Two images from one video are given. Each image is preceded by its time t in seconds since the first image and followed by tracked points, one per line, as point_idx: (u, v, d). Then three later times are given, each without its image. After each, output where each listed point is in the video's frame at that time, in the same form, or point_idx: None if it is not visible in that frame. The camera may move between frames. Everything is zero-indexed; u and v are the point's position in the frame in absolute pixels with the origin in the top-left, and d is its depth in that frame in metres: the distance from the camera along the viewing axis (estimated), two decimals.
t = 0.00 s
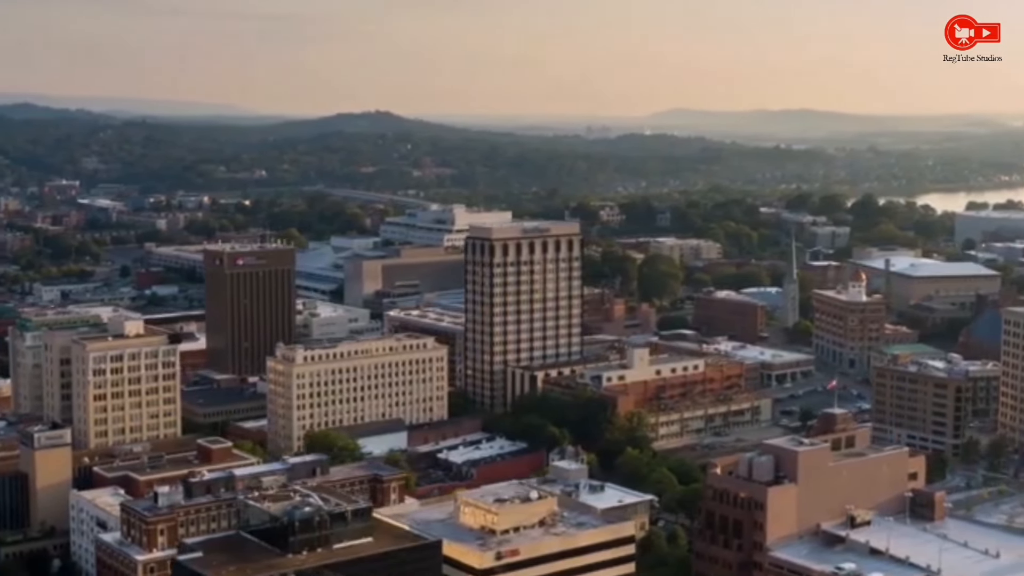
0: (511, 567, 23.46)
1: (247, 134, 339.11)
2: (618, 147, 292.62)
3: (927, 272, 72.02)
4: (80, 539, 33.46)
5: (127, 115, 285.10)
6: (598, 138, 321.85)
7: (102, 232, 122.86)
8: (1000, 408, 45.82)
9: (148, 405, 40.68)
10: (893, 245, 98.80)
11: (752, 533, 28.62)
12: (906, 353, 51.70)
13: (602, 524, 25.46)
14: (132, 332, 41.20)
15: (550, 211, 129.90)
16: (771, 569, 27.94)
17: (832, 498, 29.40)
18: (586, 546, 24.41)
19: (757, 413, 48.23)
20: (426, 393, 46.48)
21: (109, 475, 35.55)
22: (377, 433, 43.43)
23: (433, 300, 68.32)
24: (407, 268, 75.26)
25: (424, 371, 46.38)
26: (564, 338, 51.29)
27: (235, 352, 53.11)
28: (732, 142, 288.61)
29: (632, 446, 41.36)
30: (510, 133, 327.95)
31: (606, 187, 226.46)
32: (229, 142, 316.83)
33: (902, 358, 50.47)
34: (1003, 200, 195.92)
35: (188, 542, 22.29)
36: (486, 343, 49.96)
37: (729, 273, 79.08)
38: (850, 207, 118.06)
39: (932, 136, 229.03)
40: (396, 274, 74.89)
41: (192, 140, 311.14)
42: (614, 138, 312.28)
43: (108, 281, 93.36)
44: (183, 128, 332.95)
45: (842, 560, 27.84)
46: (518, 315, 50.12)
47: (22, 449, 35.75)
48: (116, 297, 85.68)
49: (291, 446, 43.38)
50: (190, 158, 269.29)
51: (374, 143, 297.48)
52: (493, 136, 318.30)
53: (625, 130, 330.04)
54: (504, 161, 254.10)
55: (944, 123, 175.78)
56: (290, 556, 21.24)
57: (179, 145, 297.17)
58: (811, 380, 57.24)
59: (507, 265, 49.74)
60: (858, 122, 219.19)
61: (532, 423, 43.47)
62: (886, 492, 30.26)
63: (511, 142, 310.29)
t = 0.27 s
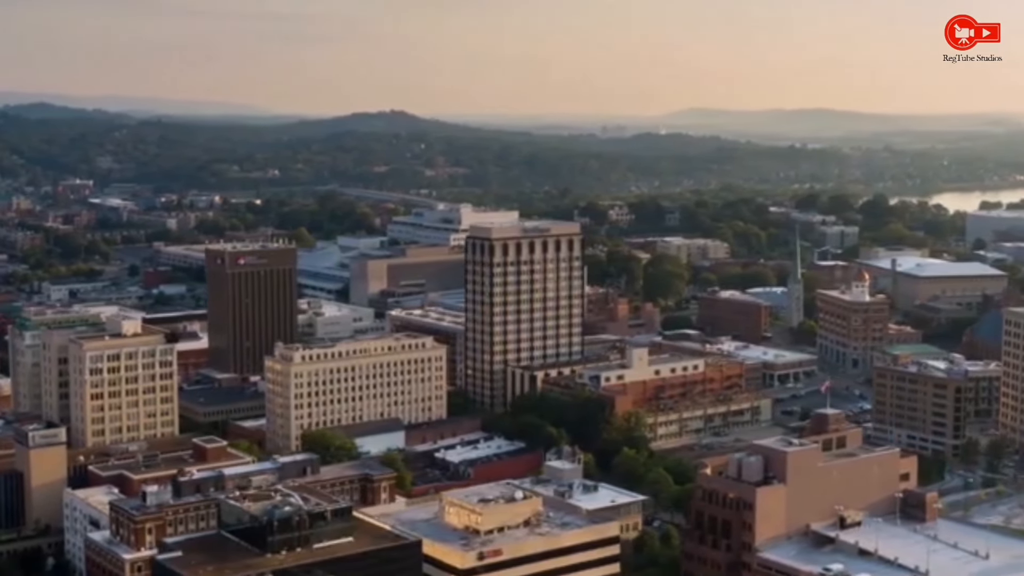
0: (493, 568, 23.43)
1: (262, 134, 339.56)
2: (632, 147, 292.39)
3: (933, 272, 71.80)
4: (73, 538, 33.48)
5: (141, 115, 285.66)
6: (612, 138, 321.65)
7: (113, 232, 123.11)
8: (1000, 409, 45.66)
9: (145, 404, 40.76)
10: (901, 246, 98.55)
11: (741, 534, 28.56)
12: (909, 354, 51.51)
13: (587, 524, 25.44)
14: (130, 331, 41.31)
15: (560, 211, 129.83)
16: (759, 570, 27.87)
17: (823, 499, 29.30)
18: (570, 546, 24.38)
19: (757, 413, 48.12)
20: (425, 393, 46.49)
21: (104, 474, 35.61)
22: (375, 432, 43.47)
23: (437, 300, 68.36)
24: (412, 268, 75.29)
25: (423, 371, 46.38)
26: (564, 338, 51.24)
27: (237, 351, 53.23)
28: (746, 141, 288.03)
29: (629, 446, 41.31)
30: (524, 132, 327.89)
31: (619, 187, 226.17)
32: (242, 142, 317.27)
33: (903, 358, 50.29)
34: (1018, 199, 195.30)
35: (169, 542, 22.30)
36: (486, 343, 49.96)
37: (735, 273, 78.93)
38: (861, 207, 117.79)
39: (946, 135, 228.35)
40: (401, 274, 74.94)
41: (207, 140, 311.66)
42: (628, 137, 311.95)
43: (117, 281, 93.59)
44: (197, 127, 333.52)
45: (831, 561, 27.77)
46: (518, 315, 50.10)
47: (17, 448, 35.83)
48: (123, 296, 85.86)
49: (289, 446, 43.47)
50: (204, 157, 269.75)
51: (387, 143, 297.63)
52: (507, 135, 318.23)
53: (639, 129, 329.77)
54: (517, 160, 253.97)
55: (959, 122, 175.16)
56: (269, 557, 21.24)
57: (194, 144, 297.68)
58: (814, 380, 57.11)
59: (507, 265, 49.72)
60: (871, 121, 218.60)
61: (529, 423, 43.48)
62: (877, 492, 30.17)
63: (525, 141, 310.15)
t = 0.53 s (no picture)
0: (472, 567, 23.39)
1: (277, 133, 340.11)
2: (648, 146, 292.12)
3: (940, 272, 71.54)
4: (65, 536, 33.58)
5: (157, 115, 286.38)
6: (628, 137, 321.31)
7: (126, 231, 123.51)
8: (1001, 409, 45.47)
9: (142, 402, 40.89)
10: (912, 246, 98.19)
11: (728, 534, 28.51)
12: (912, 354, 51.29)
13: (570, 524, 25.42)
14: (127, 330, 41.44)
15: (571, 210, 129.75)
16: (745, 569, 27.83)
17: (812, 500, 29.17)
18: (551, 545, 24.34)
19: (757, 412, 47.98)
20: (424, 391, 46.47)
21: (98, 471, 35.74)
22: (372, 430, 43.49)
23: (442, 299, 68.44)
24: (419, 266, 75.36)
25: (421, 370, 46.37)
26: (565, 337, 51.20)
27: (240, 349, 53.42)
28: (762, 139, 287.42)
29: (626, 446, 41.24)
30: (540, 131, 327.71)
31: (634, 187, 225.84)
32: (259, 141, 317.83)
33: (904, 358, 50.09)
34: None
35: (147, 541, 22.34)
36: (486, 342, 49.96)
37: (742, 272, 78.76)
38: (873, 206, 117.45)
39: (963, 134, 227.41)
40: (408, 273, 75.06)
41: (222, 139, 312.26)
42: (643, 135, 311.48)
43: (126, 279, 93.91)
44: (213, 127, 334.21)
45: (818, 561, 27.67)
46: (519, 314, 50.08)
47: (12, 446, 35.97)
48: (131, 295, 86.16)
49: (286, 444, 43.55)
50: (220, 156, 270.27)
51: (403, 142, 297.82)
52: (523, 135, 318.16)
53: (655, 128, 329.34)
54: (531, 160, 253.82)
55: (975, 121, 174.37)
56: (245, 556, 21.27)
57: (210, 144, 298.28)
58: (816, 380, 56.96)
59: (508, 264, 49.70)
60: (888, 120, 217.86)
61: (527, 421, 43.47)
62: (866, 492, 30.02)
63: (541, 140, 309.99)
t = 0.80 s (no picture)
0: (454, 566, 23.35)
1: (292, 132, 340.68)
2: (661, 145, 291.77)
3: (946, 271, 71.29)
4: (58, 534, 33.60)
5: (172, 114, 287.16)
6: (642, 136, 320.98)
7: (136, 230, 123.84)
8: (1002, 409, 45.29)
9: (140, 400, 40.95)
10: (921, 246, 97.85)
11: (717, 534, 28.43)
12: (913, 355, 51.08)
13: (554, 522, 25.37)
14: (125, 328, 41.56)
15: (581, 210, 129.64)
16: (733, 569, 27.76)
17: (801, 499, 29.08)
18: (535, 544, 24.30)
19: (757, 412, 47.86)
20: (422, 390, 46.47)
21: (93, 470, 35.83)
22: (369, 430, 43.53)
23: (446, 298, 68.47)
24: (424, 265, 75.45)
25: (420, 369, 46.38)
26: (566, 337, 51.16)
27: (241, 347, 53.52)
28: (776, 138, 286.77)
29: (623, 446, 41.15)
30: (554, 130, 327.57)
31: (647, 186, 225.53)
32: (272, 140, 318.25)
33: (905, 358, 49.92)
34: None
35: (128, 538, 22.35)
36: (486, 341, 49.96)
37: (748, 272, 78.59)
38: (883, 205, 117.13)
39: (978, 134, 226.54)
40: (413, 271, 75.13)
41: (237, 138, 312.93)
42: (657, 135, 311.05)
43: (135, 278, 94.18)
44: (227, 125, 334.92)
45: (806, 561, 27.56)
46: (519, 312, 50.06)
47: (8, 444, 36.09)
48: (139, 293, 86.40)
49: (284, 443, 43.61)
50: (233, 155, 270.85)
51: (416, 141, 298.05)
52: (536, 134, 318.13)
53: (670, 127, 328.87)
54: (544, 159, 253.77)
55: (989, 120, 173.63)
56: (225, 553, 21.29)
57: (224, 143, 299.02)
58: (819, 380, 56.80)
59: (507, 262, 49.69)
60: (902, 120, 217.22)
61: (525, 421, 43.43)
62: (857, 492, 29.89)
63: (554, 140, 309.79)
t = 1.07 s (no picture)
0: (433, 565, 23.35)
1: (308, 131, 341.26)
2: (677, 143, 291.22)
3: (953, 271, 71.02)
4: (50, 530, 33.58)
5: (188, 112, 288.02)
6: (658, 134, 320.53)
7: (149, 227, 124.26)
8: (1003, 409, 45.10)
9: (136, 398, 41.01)
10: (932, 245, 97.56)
11: (703, 533, 28.37)
12: (916, 355, 50.88)
13: (536, 521, 25.36)
14: (123, 326, 41.76)
15: (593, 208, 129.54)
16: (719, 568, 27.70)
17: (789, 499, 28.99)
18: (514, 544, 24.25)
19: (757, 411, 47.73)
20: (421, 389, 46.47)
21: (87, 467, 35.90)
22: (367, 428, 43.56)
23: (452, 296, 68.53)
24: (431, 264, 75.59)
25: (418, 368, 46.39)
26: (567, 335, 51.15)
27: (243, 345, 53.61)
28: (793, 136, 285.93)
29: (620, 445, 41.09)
30: (570, 128, 327.35)
31: (663, 185, 225.24)
32: (289, 138, 318.78)
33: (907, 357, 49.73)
34: None
35: (106, 536, 22.39)
36: (486, 339, 49.96)
37: (755, 271, 78.42)
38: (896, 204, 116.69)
39: (996, 132, 225.64)
40: (419, 270, 75.27)
41: (253, 136, 313.68)
42: (672, 133, 310.64)
43: (145, 276, 94.51)
44: (244, 124, 335.73)
45: (792, 561, 27.50)
46: (519, 311, 50.01)
47: (2, 440, 36.21)
48: (148, 291, 86.72)
49: (282, 441, 43.68)
50: (250, 153, 271.47)
51: (433, 139, 298.24)
52: (552, 132, 318.01)
53: (686, 125, 328.32)
54: (560, 157, 253.62)
55: (1006, 119, 172.75)
56: (200, 551, 21.34)
57: (240, 141, 299.76)
58: (823, 379, 56.66)
59: (507, 261, 49.68)
60: (919, 118, 216.53)
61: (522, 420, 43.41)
62: (845, 492, 29.79)
63: (570, 138, 309.57)
